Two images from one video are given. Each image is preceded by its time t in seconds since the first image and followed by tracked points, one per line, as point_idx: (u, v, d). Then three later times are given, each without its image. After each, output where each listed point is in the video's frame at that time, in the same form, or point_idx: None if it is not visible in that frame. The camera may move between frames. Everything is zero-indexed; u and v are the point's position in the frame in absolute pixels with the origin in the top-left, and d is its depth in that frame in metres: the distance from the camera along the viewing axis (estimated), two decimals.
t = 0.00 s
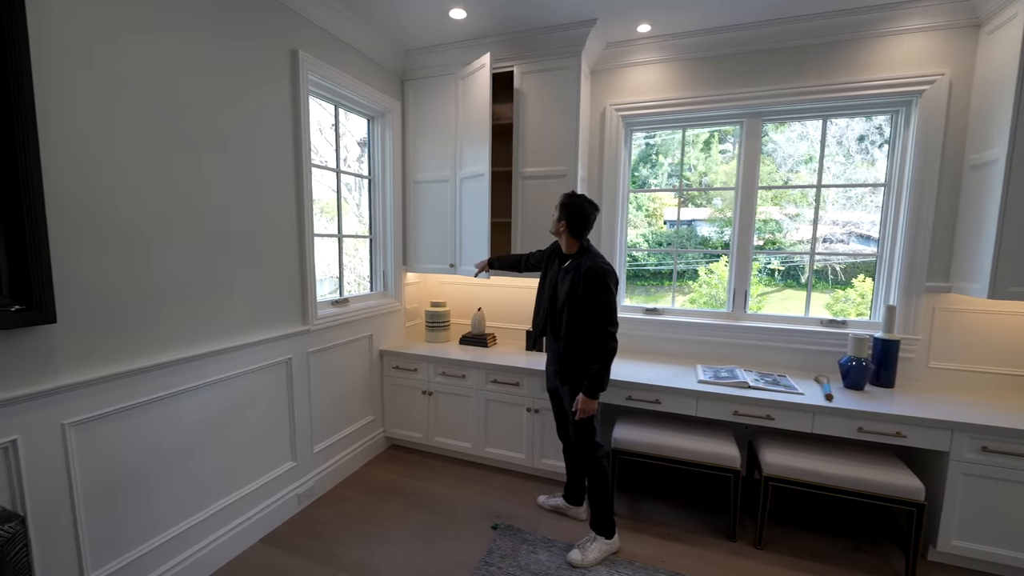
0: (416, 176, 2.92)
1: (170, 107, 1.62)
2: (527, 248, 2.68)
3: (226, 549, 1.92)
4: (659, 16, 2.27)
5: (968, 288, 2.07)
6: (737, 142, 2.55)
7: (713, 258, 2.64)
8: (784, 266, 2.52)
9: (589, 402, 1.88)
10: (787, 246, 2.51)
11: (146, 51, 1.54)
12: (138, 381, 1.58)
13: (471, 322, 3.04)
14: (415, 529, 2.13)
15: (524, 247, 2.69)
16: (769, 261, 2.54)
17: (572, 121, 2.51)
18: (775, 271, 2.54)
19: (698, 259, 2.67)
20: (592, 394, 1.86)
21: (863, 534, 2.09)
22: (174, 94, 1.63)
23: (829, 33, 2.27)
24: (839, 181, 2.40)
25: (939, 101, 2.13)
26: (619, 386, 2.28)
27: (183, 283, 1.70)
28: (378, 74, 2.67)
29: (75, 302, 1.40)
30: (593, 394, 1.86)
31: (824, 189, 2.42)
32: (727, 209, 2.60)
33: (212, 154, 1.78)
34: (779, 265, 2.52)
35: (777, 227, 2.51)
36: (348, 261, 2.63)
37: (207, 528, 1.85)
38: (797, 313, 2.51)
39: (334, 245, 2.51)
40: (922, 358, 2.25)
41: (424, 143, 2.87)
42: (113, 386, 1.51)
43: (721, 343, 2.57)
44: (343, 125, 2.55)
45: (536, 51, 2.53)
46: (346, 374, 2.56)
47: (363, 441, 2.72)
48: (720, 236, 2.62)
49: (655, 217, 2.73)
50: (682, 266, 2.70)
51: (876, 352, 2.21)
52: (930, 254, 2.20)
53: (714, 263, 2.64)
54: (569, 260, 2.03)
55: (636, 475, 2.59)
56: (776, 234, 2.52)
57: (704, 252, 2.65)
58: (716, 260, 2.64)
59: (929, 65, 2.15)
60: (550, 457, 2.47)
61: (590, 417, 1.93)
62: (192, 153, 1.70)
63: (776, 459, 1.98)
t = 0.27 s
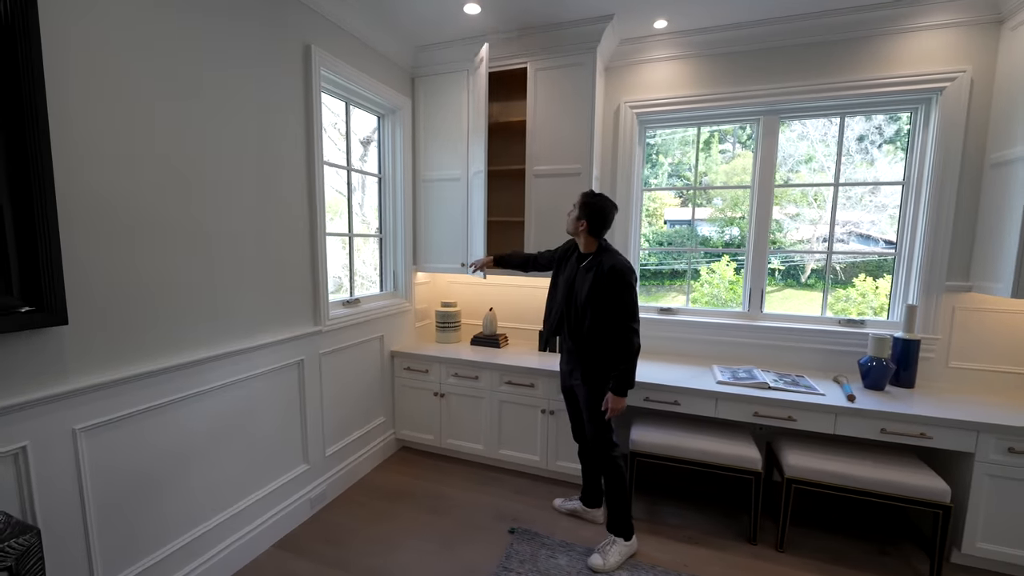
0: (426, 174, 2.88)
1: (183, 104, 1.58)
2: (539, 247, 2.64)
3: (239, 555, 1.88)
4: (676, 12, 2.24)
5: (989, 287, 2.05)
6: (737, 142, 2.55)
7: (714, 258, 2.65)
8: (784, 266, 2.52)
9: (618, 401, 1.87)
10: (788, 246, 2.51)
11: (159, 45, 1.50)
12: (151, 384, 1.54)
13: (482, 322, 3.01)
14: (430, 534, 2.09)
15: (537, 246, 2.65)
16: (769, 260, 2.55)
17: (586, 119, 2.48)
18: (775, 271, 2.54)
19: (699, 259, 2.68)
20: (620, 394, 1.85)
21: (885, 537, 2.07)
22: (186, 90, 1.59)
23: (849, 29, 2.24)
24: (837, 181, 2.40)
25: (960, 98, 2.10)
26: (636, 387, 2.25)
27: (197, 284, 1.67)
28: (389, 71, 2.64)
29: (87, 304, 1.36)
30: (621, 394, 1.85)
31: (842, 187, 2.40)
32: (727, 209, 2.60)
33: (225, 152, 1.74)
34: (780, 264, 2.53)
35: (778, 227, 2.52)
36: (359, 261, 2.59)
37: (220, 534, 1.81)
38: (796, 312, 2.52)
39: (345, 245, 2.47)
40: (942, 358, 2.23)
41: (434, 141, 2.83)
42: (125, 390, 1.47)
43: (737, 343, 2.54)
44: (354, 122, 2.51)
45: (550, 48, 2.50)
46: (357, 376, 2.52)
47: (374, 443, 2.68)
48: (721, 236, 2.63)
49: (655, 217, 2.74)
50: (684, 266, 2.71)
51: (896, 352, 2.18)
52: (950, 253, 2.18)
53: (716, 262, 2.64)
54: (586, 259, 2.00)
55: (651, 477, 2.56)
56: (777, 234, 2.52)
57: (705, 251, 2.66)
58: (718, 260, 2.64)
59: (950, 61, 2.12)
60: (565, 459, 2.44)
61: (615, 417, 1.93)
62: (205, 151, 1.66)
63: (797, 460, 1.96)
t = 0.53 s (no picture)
0: (425, 171, 2.81)
1: (178, 94, 1.51)
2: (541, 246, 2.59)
3: (236, 565, 1.81)
4: (682, 6, 2.21)
5: (994, 285, 2.05)
6: (724, 143, 2.56)
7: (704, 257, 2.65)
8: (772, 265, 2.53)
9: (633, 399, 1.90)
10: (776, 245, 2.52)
11: (152, 31, 1.42)
12: (144, 389, 1.46)
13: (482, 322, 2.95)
14: (433, 539, 2.04)
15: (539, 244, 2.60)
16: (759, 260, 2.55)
17: (590, 114, 2.44)
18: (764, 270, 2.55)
19: (689, 258, 2.68)
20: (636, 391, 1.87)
21: (893, 536, 2.06)
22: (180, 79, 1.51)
23: (854, 26, 2.22)
24: (825, 181, 2.41)
25: (966, 95, 2.10)
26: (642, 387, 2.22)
27: (192, 283, 1.59)
28: (387, 65, 2.57)
29: (75, 304, 1.28)
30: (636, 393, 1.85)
31: (845, 185, 2.39)
32: (716, 209, 2.61)
33: (220, 145, 1.66)
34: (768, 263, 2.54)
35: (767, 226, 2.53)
36: (357, 260, 2.52)
37: (216, 544, 1.73)
38: (793, 311, 2.51)
39: (342, 243, 2.40)
40: (946, 356, 2.23)
41: (433, 137, 2.77)
42: (116, 395, 1.39)
43: (742, 343, 2.52)
44: (351, 117, 2.44)
45: (552, 43, 2.46)
46: (356, 378, 2.45)
47: (373, 447, 2.62)
48: (710, 235, 2.63)
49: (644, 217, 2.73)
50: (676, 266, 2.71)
51: (901, 350, 2.18)
52: (954, 251, 2.18)
53: (706, 262, 2.65)
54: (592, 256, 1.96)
55: (656, 479, 2.53)
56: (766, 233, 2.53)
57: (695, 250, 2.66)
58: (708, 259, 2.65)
59: (955, 59, 2.12)
60: (569, 461, 2.40)
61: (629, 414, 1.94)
62: (200, 144, 1.59)
63: (806, 461, 1.94)
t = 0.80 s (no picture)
0: (423, 167, 2.73)
1: (167, 80, 1.40)
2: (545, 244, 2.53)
3: None
4: None
5: (1004, 283, 2.03)
6: (713, 143, 2.54)
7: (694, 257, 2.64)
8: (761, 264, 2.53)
9: (639, 401, 1.79)
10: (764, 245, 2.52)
11: (139, 12, 1.32)
12: (131, 397, 1.36)
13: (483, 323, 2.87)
14: (438, 550, 1.96)
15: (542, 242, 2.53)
16: (747, 259, 2.55)
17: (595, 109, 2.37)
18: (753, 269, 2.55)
19: (679, 258, 2.66)
20: (641, 393, 1.78)
21: (905, 539, 2.03)
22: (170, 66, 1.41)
23: (863, 20, 2.19)
24: (812, 180, 2.41)
25: (976, 92, 2.08)
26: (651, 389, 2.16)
27: (184, 284, 1.49)
28: (385, 57, 2.48)
29: (56, 307, 1.18)
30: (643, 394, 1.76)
31: (853, 183, 2.36)
32: (705, 209, 2.59)
33: (212, 136, 1.56)
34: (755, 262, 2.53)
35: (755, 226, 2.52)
36: (354, 259, 2.43)
37: (209, 561, 1.63)
38: (801, 312, 2.47)
39: (339, 242, 2.31)
40: (955, 355, 2.21)
41: (432, 132, 2.68)
42: (101, 405, 1.28)
43: (750, 343, 2.48)
44: (348, 110, 2.34)
45: (556, 35, 2.39)
46: (354, 382, 2.36)
47: (371, 453, 2.53)
48: (700, 235, 2.61)
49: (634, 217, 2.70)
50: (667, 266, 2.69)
51: (911, 350, 2.15)
52: (963, 249, 2.16)
53: (696, 262, 2.63)
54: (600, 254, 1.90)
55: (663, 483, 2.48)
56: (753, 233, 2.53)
57: (684, 250, 2.64)
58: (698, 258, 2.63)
59: (965, 55, 2.09)
60: (575, 466, 2.33)
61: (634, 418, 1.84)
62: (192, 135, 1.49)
63: (821, 464, 1.89)
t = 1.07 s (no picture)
0: (420, 164, 2.63)
1: (155, 64, 1.29)
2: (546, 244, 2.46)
3: None
4: None
5: (1008, 283, 2.03)
6: (698, 144, 2.53)
7: (680, 257, 2.62)
8: (746, 263, 2.52)
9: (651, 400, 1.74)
10: (747, 244, 2.52)
11: None
12: (114, 410, 1.24)
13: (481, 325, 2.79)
14: (443, 563, 1.87)
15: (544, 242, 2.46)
16: (731, 259, 2.54)
17: (599, 105, 2.31)
18: (738, 268, 2.54)
19: (665, 258, 2.65)
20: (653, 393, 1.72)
21: (914, 542, 2.01)
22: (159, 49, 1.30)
23: (869, 18, 2.17)
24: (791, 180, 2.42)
25: (980, 91, 2.08)
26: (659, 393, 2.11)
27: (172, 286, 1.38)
28: (381, 49, 2.38)
29: (28, 311, 1.06)
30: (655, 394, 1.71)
31: (856, 182, 2.34)
32: (691, 208, 2.58)
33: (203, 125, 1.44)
34: (740, 262, 2.53)
35: (738, 226, 2.52)
36: (348, 260, 2.33)
37: None
38: (810, 312, 2.44)
39: (332, 241, 2.20)
40: (958, 355, 2.21)
41: (429, 127, 2.59)
42: (78, 419, 1.16)
43: (754, 343, 2.45)
44: (342, 103, 2.24)
45: (558, 29, 2.32)
46: (349, 388, 2.26)
47: (367, 461, 2.42)
48: (685, 235, 2.60)
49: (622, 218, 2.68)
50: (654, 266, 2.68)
51: (916, 350, 2.14)
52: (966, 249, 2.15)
53: (682, 262, 2.61)
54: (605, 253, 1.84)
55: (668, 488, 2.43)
56: (738, 233, 2.52)
57: (670, 249, 2.63)
58: (683, 258, 2.62)
59: (969, 54, 2.09)
60: (580, 471, 2.27)
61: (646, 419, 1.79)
62: (181, 124, 1.37)
63: (833, 467, 1.86)
